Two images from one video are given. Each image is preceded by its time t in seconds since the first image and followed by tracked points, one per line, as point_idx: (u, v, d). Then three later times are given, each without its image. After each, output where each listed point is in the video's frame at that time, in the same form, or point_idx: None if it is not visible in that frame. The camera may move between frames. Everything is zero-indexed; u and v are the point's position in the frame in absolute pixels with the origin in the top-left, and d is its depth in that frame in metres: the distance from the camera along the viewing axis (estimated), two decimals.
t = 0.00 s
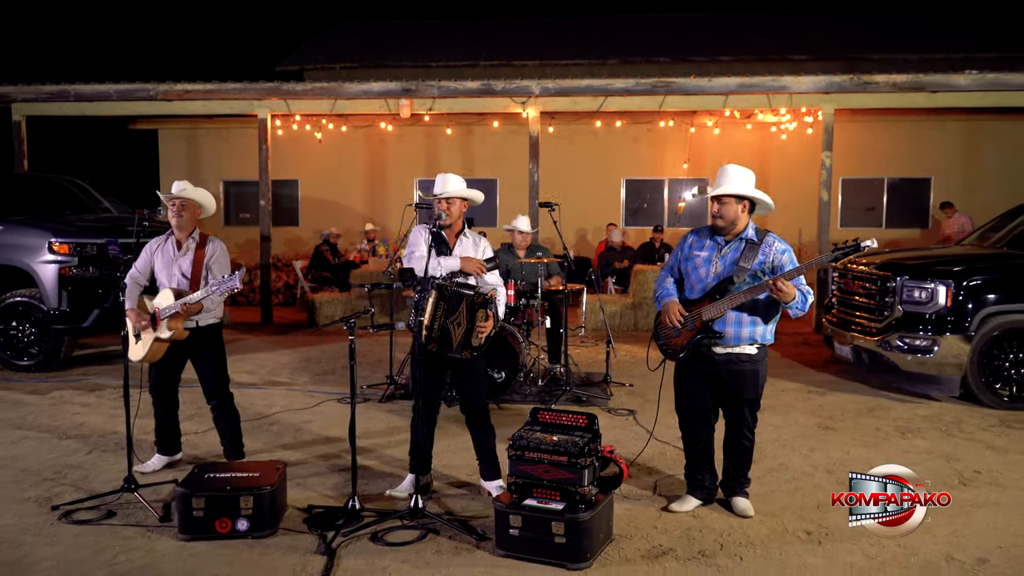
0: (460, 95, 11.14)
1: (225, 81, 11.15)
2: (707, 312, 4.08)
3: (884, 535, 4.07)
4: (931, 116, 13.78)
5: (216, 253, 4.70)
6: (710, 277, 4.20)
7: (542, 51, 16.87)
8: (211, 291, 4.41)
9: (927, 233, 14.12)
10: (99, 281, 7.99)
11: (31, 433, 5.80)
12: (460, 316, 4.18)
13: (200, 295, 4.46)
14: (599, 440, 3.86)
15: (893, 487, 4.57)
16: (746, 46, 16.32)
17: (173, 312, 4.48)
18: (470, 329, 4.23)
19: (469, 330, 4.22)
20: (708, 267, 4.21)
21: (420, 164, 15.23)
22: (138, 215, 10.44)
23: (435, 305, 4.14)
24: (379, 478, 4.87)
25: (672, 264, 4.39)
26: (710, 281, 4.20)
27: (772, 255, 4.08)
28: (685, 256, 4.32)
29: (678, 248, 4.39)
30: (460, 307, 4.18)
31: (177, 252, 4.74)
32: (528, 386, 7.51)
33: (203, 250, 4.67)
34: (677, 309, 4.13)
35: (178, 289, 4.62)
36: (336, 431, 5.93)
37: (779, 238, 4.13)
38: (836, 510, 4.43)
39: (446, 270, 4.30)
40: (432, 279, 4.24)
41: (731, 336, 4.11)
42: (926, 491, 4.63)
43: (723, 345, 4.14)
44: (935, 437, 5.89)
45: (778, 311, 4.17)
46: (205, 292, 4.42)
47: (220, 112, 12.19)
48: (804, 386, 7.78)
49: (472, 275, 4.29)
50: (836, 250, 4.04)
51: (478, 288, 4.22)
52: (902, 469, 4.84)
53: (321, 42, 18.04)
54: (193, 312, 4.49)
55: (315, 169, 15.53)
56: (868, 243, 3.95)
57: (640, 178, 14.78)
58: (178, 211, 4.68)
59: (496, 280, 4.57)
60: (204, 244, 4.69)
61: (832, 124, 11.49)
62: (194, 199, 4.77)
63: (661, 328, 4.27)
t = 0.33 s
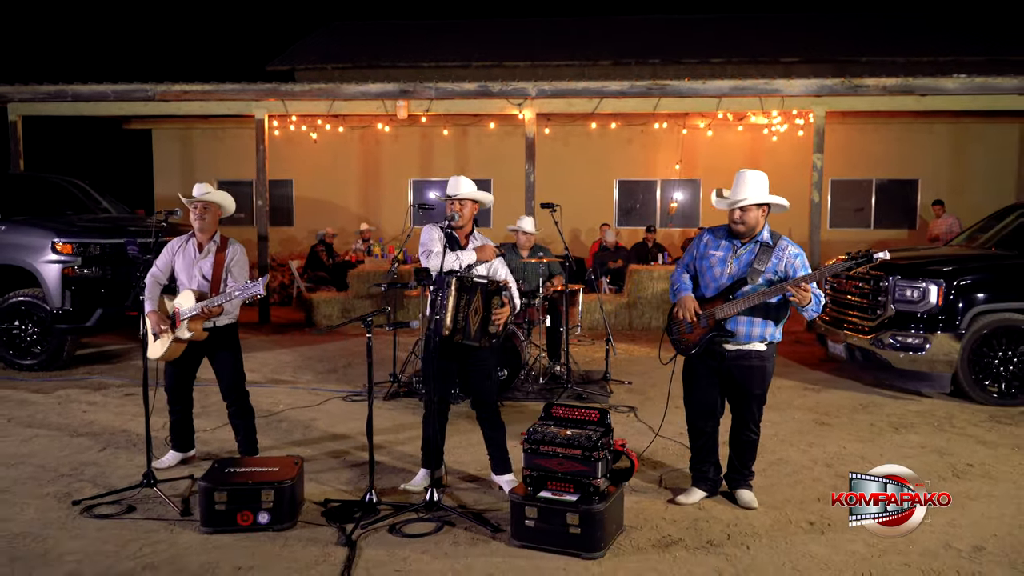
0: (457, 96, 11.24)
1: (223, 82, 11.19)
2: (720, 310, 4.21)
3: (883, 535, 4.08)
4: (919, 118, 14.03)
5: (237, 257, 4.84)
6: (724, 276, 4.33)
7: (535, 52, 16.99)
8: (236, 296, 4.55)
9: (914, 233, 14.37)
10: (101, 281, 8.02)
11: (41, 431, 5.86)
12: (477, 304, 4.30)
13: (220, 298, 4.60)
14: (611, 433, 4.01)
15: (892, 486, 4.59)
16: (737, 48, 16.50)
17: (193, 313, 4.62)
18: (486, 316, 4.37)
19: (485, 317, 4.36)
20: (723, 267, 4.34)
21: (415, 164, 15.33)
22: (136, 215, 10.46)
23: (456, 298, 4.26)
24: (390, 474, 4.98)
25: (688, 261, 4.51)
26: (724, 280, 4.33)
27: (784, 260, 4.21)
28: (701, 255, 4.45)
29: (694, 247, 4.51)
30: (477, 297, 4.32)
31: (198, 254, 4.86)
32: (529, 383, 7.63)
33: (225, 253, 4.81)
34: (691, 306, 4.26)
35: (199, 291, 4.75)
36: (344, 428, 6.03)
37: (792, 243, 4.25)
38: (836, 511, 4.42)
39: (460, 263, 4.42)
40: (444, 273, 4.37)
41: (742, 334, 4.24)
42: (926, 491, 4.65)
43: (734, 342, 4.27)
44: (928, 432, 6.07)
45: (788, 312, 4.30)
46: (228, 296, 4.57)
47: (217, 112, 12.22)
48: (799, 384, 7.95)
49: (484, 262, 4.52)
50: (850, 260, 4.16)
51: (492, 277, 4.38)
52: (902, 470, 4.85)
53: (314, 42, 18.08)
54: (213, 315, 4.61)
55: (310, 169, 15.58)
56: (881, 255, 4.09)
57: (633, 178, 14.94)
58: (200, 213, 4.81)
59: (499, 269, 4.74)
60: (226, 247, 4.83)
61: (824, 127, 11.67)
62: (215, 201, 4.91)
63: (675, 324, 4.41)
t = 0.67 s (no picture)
0: (456, 97, 11.34)
1: (222, 82, 11.23)
2: (739, 309, 4.34)
3: (884, 533, 4.09)
4: (908, 119, 14.25)
5: (260, 260, 4.90)
6: (741, 276, 4.47)
7: (530, 52, 17.11)
8: (261, 300, 4.65)
9: (904, 232, 14.60)
10: (106, 280, 8.06)
11: (56, 427, 5.92)
12: (505, 295, 4.44)
13: (245, 302, 4.72)
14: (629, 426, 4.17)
15: (893, 487, 4.62)
16: (729, 48, 16.69)
17: (217, 314, 4.73)
18: (513, 304, 4.50)
19: (514, 306, 4.49)
20: (740, 266, 4.47)
21: (411, 163, 15.41)
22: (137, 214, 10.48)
23: (483, 292, 4.38)
24: (405, 469, 5.07)
25: (703, 260, 4.62)
26: (741, 279, 4.46)
27: (799, 260, 4.38)
28: (717, 254, 4.56)
29: (709, 245, 4.62)
30: (504, 287, 4.43)
31: (222, 255, 4.97)
32: (534, 380, 7.75)
33: (248, 256, 4.88)
34: (711, 304, 4.37)
35: (222, 291, 4.85)
36: (356, 425, 6.13)
37: (806, 243, 4.42)
38: (837, 509, 4.44)
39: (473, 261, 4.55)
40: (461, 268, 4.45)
41: (759, 331, 4.38)
42: (927, 490, 4.68)
43: (750, 338, 4.40)
44: (925, 426, 6.24)
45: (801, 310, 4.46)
46: (256, 298, 4.69)
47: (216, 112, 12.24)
48: (797, 380, 8.12)
49: (490, 251, 4.71)
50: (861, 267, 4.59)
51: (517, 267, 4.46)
52: (902, 470, 4.91)
53: (308, 41, 18.12)
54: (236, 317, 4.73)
55: (307, 169, 15.62)
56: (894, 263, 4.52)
57: (628, 178, 15.08)
58: (226, 214, 4.89)
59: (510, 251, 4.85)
60: (249, 249, 4.89)
61: (817, 128, 11.84)
62: (239, 203, 5.00)
63: (691, 320, 4.51)
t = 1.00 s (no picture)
0: (453, 98, 11.45)
1: (220, 84, 11.28)
2: (745, 309, 4.49)
3: (883, 532, 4.11)
4: (895, 120, 14.50)
5: (275, 265, 5.01)
6: (746, 276, 4.61)
7: (521, 52, 17.24)
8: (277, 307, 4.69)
9: (891, 232, 14.84)
10: (107, 282, 8.10)
11: (66, 428, 5.98)
12: (509, 300, 4.57)
13: (259, 307, 4.77)
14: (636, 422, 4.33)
15: (893, 487, 4.64)
16: (718, 49, 16.88)
17: (232, 317, 4.81)
18: (516, 310, 4.63)
19: (516, 311, 4.62)
20: (745, 267, 4.61)
21: (405, 164, 15.50)
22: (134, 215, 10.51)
23: (488, 296, 4.50)
24: (415, 465, 5.19)
25: (707, 260, 4.74)
26: (746, 280, 4.61)
27: (802, 262, 4.57)
28: (721, 254, 4.69)
29: (714, 246, 4.74)
30: (507, 293, 4.55)
31: (238, 259, 5.07)
32: (534, 378, 7.88)
33: (263, 261, 4.99)
34: (718, 304, 4.51)
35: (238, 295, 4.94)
36: (362, 423, 6.24)
37: (807, 245, 4.59)
38: (837, 508, 4.47)
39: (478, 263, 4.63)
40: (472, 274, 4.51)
41: (764, 330, 4.54)
42: (925, 489, 4.71)
43: (754, 337, 4.56)
44: (918, 421, 6.42)
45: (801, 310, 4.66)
46: (272, 304, 4.74)
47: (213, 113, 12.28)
48: (791, 377, 8.29)
49: (499, 252, 4.82)
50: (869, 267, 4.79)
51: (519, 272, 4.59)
52: (903, 469, 4.92)
53: (300, 42, 18.15)
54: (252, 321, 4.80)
55: (300, 169, 15.66)
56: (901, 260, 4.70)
57: (620, 179, 15.24)
58: (243, 219, 4.99)
59: (518, 249, 4.95)
60: (265, 254, 5.01)
61: (808, 129, 12.03)
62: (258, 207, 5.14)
63: (698, 319, 4.63)
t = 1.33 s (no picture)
0: (446, 100, 11.56)
1: (214, 85, 11.33)
2: (753, 302, 4.57)
3: (885, 534, 4.11)
4: (879, 122, 14.75)
5: (274, 255, 5.12)
6: (742, 273, 4.82)
7: (511, 53, 17.35)
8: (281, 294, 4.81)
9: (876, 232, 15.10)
10: (106, 283, 8.15)
11: (71, 427, 6.03)
12: (507, 306, 4.61)
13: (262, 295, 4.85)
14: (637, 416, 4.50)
15: (893, 486, 4.69)
16: (706, 50, 17.07)
17: (237, 310, 4.91)
18: (513, 315, 4.66)
19: (513, 316, 4.66)
20: (741, 264, 4.82)
21: (397, 165, 15.58)
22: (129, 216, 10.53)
23: (488, 297, 4.51)
24: (419, 461, 5.30)
25: (705, 260, 4.91)
26: (742, 277, 4.82)
27: (795, 254, 4.73)
28: (718, 253, 4.88)
29: (710, 245, 4.92)
30: (506, 298, 4.60)
31: (237, 253, 5.16)
32: (530, 376, 8.02)
33: (262, 252, 5.09)
34: (726, 300, 4.59)
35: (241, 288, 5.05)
36: (364, 420, 6.35)
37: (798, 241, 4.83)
38: (837, 509, 4.48)
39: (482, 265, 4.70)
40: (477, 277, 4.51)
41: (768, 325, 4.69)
42: (926, 491, 4.72)
43: (755, 333, 4.70)
44: (906, 416, 6.60)
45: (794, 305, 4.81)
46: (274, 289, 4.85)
47: (207, 115, 12.31)
48: (782, 374, 8.47)
49: (499, 252, 4.93)
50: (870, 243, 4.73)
51: (518, 278, 4.64)
52: (903, 469, 4.94)
53: (290, 42, 18.18)
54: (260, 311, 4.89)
55: (292, 170, 15.70)
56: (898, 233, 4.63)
57: (610, 179, 15.39)
58: (241, 214, 5.11)
59: (517, 251, 5.04)
60: (263, 245, 5.12)
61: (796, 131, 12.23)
62: (254, 204, 5.24)
63: (707, 318, 4.71)
